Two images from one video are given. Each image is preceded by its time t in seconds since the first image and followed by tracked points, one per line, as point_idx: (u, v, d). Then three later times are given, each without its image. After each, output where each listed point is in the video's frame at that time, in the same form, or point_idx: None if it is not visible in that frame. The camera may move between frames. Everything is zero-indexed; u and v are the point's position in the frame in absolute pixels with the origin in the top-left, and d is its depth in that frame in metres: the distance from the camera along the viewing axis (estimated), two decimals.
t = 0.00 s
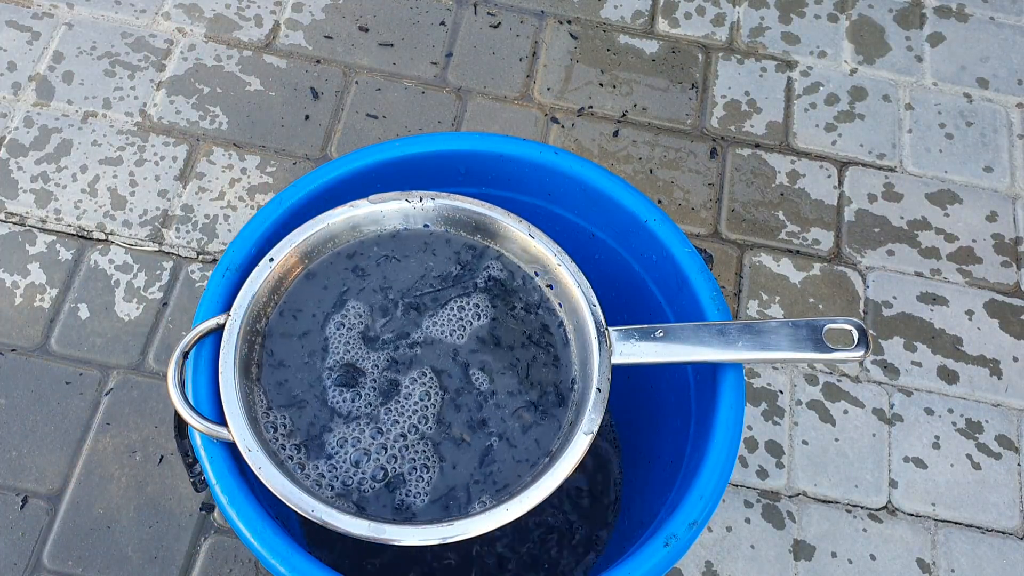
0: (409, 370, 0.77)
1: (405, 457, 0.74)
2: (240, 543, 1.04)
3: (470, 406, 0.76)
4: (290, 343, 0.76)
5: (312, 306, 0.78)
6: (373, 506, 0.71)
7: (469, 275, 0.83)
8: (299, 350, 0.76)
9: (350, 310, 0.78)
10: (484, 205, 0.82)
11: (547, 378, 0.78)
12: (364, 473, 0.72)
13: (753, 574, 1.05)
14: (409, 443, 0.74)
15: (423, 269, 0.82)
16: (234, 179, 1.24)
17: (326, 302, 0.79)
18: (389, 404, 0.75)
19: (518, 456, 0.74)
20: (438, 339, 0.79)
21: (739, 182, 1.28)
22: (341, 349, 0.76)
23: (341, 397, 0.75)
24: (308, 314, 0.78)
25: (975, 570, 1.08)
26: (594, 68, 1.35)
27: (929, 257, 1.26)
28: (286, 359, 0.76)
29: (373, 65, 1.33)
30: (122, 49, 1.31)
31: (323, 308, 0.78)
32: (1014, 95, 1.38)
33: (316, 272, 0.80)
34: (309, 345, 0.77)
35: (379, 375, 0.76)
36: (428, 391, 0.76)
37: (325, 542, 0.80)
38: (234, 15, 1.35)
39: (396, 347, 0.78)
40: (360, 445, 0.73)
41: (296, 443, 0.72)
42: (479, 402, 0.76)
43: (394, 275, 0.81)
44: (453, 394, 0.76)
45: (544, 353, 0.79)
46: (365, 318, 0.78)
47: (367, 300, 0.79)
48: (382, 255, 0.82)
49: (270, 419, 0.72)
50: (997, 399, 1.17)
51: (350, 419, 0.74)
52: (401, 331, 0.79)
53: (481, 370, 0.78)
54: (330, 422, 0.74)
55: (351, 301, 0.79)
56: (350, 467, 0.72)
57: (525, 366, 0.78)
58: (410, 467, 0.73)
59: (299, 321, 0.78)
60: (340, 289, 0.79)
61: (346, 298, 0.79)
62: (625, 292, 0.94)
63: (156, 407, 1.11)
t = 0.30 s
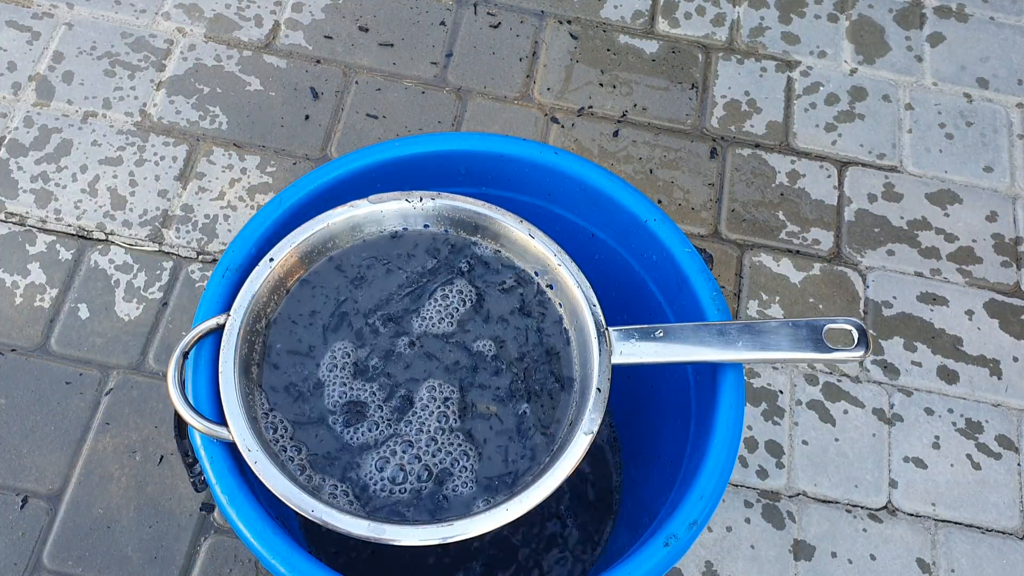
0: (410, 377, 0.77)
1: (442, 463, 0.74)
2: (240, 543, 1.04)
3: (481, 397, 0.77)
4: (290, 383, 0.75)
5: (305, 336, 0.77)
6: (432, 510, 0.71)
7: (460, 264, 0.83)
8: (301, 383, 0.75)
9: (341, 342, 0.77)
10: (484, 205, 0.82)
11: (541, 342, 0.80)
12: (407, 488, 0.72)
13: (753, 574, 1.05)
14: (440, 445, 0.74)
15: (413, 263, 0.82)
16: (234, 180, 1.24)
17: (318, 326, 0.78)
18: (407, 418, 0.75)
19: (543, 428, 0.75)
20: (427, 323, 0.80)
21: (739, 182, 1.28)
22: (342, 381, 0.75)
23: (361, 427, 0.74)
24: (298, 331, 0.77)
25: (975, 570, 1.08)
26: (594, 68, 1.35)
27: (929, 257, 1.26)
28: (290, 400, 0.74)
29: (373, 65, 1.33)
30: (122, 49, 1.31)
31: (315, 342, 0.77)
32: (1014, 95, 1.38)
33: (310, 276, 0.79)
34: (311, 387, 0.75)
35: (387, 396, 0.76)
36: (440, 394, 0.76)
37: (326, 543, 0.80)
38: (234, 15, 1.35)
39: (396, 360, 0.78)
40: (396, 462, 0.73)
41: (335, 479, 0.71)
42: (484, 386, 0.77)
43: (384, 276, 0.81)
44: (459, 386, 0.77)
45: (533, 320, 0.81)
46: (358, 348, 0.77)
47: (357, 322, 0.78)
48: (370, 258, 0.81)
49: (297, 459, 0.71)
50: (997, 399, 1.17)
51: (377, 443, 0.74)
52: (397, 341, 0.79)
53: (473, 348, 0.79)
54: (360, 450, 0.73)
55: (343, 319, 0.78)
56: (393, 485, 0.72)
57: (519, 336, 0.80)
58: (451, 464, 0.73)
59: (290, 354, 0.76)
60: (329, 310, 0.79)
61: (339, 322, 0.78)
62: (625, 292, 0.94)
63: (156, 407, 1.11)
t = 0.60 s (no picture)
0: (413, 385, 0.76)
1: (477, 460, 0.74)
2: (240, 544, 1.04)
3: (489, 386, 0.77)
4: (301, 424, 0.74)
5: (306, 357, 0.76)
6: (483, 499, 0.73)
7: (456, 262, 0.83)
8: (308, 406, 0.74)
9: (341, 378, 0.76)
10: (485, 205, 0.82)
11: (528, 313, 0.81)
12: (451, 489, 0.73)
13: (753, 574, 1.05)
14: (467, 438, 0.74)
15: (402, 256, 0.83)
16: (234, 179, 1.24)
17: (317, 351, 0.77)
18: (426, 425, 0.75)
19: (552, 398, 0.77)
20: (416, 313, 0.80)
21: (739, 182, 1.28)
22: (351, 412, 0.74)
23: (386, 450, 0.74)
24: (292, 354, 0.76)
25: (975, 570, 1.08)
26: (594, 68, 1.35)
27: (929, 257, 1.26)
28: (305, 440, 0.73)
29: (373, 65, 1.33)
30: (122, 49, 1.31)
31: (314, 377, 0.75)
32: (1014, 95, 1.38)
33: (305, 283, 0.79)
34: (323, 428, 0.74)
35: (398, 412, 0.75)
36: (451, 396, 0.76)
37: (326, 543, 0.80)
38: (234, 15, 1.35)
39: (397, 373, 0.77)
40: (433, 465, 0.74)
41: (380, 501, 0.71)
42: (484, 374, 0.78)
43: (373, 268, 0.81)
44: (466, 379, 0.77)
45: (518, 301, 0.82)
46: (359, 381, 0.76)
47: (354, 348, 0.77)
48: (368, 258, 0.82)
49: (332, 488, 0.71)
50: (997, 399, 1.17)
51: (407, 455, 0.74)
52: (397, 352, 0.78)
53: (462, 334, 0.80)
54: (395, 467, 0.73)
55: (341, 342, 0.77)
56: (436, 487, 0.73)
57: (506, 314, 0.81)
58: (485, 451, 0.74)
59: (291, 388, 0.75)
60: (325, 333, 0.77)
61: (337, 342, 0.77)
62: (625, 292, 0.94)
63: (156, 407, 1.11)
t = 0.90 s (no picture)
0: (423, 388, 0.76)
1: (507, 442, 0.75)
2: (240, 543, 1.04)
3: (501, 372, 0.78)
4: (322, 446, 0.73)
5: (312, 365, 0.76)
6: (519, 472, 0.74)
7: (452, 262, 0.83)
8: (322, 417, 0.74)
9: (352, 401, 0.75)
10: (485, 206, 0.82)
11: (517, 304, 0.82)
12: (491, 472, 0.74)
13: (753, 574, 1.05)
14: (491, 422, 0.75)
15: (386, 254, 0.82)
16: (234, 179, 1.24)
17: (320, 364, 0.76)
18: (451, 421, 0.75)
19: (552, 365, 0.79)
20: (403, 307, 0.79)
21: (739, 182, 1.28)
22: (372, 437, 0.73)
23: (420, 460, 0.74)
24: (293, 368, 0.75)
25: (975, 570, 1.08)
26: (594, 68, 1.35)
27: (929, 257, 1.26)
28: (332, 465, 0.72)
29: (373, 65, 1.33)
30: (122, 49, 1.31)
31: (325, 400, 0.74)
32: (1014, 95, 1.38)
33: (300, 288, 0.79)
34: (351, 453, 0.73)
35: (418, 419, 0.75)
36: (467, 386, 0.76)
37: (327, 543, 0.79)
38: (234, 15, 1.35)
39: (404, 377, 0.76)
40: (467, 453, 0.74)
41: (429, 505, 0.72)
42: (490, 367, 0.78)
43: (355, 269, 0.81)
44: (473, 366, 0.78)
45: (508, 296, 0.82)
46: (370, 401, 0.75)
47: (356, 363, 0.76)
48: (365, 258, 0.81)
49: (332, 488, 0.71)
50: (997, 399, 1.17)
51: (439, 449, 0.75)
52: (402, 358, 0.77)
53: (448, 326, 0.80)
54: (434, 470, 0.74)
55: (341, 353, 0.77)
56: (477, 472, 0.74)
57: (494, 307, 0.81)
58: (511, 426, 0.76)
59: (294, 394, 0.74)
60: (326, 342, 0.77)
61: (337, 349, 0.77)
62: (625, 292, 0.94)
63: (156, 407, 1.11)
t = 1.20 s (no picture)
0: (433, 387, 0.76)
1: (535, 418, 0.76)
2: (240, 544, 1.04)
3: (511, 362, 0.79)
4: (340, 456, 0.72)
5: (318, 371, 0.75)
6: (544, 441, 0.75)
7: (447, 261, 0.83)
8: (337, 426, 0.73)
9: (368, 417, 0.74)
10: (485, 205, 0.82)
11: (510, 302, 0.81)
12: (529, 441, 0.75)
13: (753, 574, 1.05)
14: (509, 397, 0.76)
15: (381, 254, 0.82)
16: (234, 180, 1.24)
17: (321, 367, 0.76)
18: (469, 408, 0.75)
19: (547, 340, 0.80)
20: (394, 308, 0.79)
21: (739, 182, 1.28)
22: (405, 454, 0.73)
23: (459, 457, 0.74)
24: (291, 373, 0.75)
25: (975, 570, 1.08)
26: (594, 68, 1.35)
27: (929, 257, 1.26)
28: (355, 474, 0.71)
29: (372, 65, 1.33)
30: (122, 49, 1.31)
31: (342, 410, 0.74)
32: (1014, 95, 1.38)
33: (298, 290, 0.79)
34: (386, 464, 0.72)
35: (439, 420, 0.75)
36: (476, 375, 0.77)
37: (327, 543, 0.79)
38: (234, 15, 1.35)
39: (409, 378, 0.76)
40: (499, 431, 0.75)
41: (476, 498, 0.72)
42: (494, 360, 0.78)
43: (347, 271, 0.80)
44: (478, 354, 0.78)
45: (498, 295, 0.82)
46: (382, 412, 0.74)
47: (365, 373, 0.75)
48: (363, 259, 0.81)
49: (331, 488, 0.70)
50: (997, 399, 1.17)
51: (472, 437, 0.75)
52: (407, 361, 0.77)
53: (441, 328, 0.79)
54: (473, 459, 0.74)
55: (341, 359, 0.76)
56: (514, 445, 0.75)
57: (486, 301, 0.81)
58: (526, 398, 0.77)
59: (298, 398, 0.74)
60: (326, 345, 0.76)
61: (341, 356, 0.76)
62: (625, 292, 0.94)
63: (156, 407, 1.11)
